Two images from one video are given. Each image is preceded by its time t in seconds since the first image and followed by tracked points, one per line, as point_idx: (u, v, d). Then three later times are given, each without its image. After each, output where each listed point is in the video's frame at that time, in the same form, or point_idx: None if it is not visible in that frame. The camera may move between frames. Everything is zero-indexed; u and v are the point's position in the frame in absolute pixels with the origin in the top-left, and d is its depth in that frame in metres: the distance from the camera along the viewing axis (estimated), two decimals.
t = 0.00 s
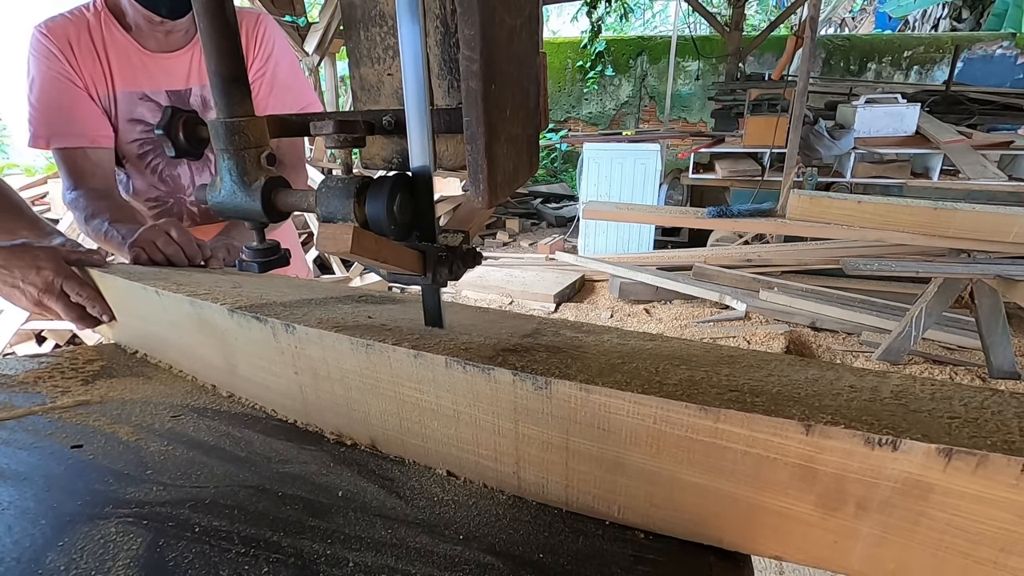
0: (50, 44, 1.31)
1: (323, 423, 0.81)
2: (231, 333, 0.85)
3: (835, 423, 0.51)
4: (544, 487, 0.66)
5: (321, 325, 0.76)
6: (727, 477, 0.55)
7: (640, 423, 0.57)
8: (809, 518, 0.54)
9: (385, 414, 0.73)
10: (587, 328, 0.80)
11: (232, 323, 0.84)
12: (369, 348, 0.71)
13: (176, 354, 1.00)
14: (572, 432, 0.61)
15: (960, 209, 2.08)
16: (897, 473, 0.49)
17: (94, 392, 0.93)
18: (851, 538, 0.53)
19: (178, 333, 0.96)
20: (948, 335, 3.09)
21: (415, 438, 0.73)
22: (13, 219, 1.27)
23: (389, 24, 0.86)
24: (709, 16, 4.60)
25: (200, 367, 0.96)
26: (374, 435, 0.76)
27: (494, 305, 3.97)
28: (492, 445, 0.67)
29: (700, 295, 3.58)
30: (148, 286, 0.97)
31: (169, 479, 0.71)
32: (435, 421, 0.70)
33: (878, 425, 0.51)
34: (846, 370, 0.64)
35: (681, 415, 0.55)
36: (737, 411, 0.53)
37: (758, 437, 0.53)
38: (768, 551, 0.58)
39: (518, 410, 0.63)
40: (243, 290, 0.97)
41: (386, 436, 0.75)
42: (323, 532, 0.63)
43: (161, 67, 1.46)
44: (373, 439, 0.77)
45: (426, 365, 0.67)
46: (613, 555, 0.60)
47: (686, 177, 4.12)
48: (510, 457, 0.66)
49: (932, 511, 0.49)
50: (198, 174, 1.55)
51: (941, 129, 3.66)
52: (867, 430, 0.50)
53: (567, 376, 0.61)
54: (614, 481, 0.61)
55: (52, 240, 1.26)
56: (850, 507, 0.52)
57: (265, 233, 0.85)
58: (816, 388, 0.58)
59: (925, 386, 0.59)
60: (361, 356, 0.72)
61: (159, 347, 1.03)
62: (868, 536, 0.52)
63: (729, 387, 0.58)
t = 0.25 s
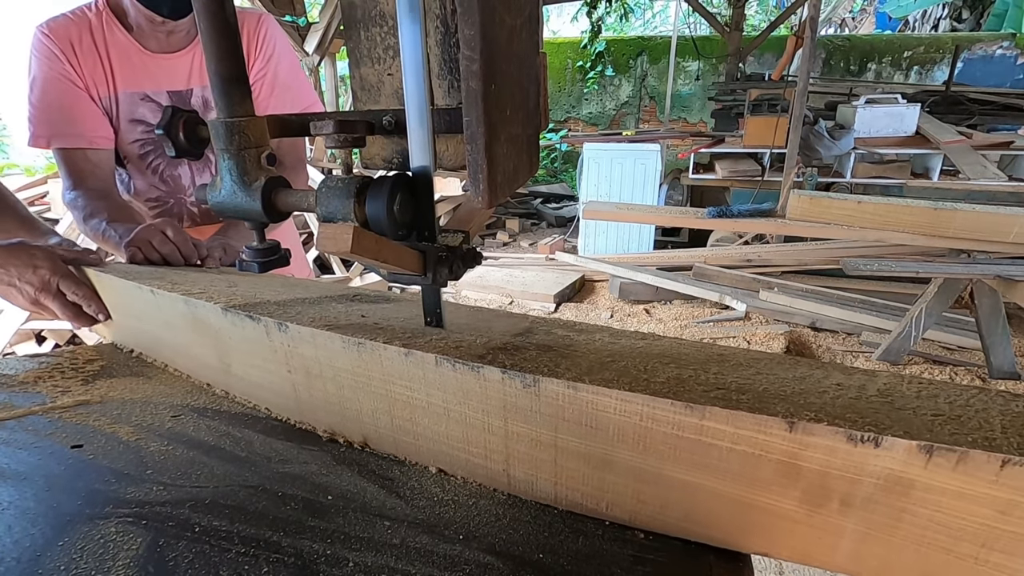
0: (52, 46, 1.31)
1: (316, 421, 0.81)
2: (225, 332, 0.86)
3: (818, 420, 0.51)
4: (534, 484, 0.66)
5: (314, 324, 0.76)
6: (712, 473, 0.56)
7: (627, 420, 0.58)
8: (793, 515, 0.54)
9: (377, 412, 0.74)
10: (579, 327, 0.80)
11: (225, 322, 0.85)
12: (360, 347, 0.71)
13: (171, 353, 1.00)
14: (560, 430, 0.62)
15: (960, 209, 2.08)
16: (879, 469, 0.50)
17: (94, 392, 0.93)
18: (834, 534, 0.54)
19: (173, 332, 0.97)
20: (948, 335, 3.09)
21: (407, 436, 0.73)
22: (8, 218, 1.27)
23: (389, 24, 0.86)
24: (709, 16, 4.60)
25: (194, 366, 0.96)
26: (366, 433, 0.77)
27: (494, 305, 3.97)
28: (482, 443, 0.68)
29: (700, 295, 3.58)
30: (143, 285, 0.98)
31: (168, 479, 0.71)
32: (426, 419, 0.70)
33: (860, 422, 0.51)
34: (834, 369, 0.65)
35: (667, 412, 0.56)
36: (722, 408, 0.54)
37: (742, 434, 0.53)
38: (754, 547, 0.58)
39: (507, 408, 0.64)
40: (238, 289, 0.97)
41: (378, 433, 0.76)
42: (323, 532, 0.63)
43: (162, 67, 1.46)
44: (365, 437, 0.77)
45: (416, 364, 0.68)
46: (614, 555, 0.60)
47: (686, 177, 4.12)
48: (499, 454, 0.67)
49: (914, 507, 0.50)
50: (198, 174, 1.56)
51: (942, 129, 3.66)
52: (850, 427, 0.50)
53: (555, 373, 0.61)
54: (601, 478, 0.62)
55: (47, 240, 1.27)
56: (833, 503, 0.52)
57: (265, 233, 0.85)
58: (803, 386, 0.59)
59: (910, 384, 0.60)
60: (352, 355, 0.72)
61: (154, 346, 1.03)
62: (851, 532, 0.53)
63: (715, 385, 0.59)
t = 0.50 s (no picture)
0: (52, 47, 1.31)
1: (307, 418, 0.82)
2: (217, 330, 0.87)
3: (797, 416, 0.52)
4: (522, 481, 0.67)
5: (304, 322, 0.77)
6: (695, 469, 0.57)
7: (611, 417, 0.59)
8: (776, 509, 0.55)
9: (367, 409, 0.75)
10: (570, 326, 0.80)
11: (217, 321, 0.85)
12: (349, 345, 0.72)
13: (165, 352, 1.01)
14: (546, 426, 0.62)
15: (960, 209, 2.08)
16: (857, 464, 0.51)
17: (94, 392, 0.93)
18: (814, 528, 0.54)
19: (166, 330, 0.97)
20: (948, 335, 3.09)
21: (396, 434, 0.74)
22: None
23: (389, 24, 0.86)
24: (709, 16, 4.60)
25: (187, 364, 0.97)
26: (357, 431, 0.77)
27: (494, 305, 3.97)
28: (470, 440, 0.68)
29: (700, 295, 3.58)
30: (137, 284, 0.98)
31: (168, 479, 0.71)
32: (415, 416, 0.71)
33: (839, 418, 0.52)
34: (820, 367, 0.66)
35: (650, 409, 0.57)
36: (703, 404, 0.55)
37: (724, 430, 0.54)
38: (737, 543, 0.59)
39: (494, 405, 0.65)
40: (231, 288, 0.97)
41: (368, 431, 0.76)
42: (323, 532, 0.63)
43: (163, 67, 1.46)
44: (356, 434, 0.78)
45: (405, 361, 0.69)
46: (614, 555, 0.60)
47: (686, 177, 4.12)
48: (487, 451, 0.67)
49: (892, 502, 0.51)
50: (198, 175, 1.55)
51: (942, 129, 3.66)
52: (828, 422, 0.51)
53: (541, 371, 0.62)
54: (586, 474, 0.62)
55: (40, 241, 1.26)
56: (813, 498, 0.53)
57: (265, 233, 0.85)
58: (786, 383, 0.60)
59: (894, 381, 0.61)
60: (342, 353, 0.73)
61: (148, 345, 1.04)
62: (831, 526, 0.54)
63: (699, 382, 0.60)
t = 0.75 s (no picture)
0: (50, 47, 1.31)
1: (300, 417, 0.82)
2: (211, 330, 0.87)
3: (784, 413, 0.53)
4: (512, 477, 0.67)
5: (297, 321, 0.77)
6: (683, 465, 0.57)
7: (600, 414, 0.59)
8: (763, 504, 0.56)
9: (360, 407, 0.75)
10: (562, 324, 0.80)
11: (211, 320, 0.85)
12: (342, 343, 0.72)
13: (158, 350, 1.01)
14: (537, 423, 0.63)
15: (960, 209, 2.08)
16: (841, 460, 0.51)
17: (94, 392, 0.93)
18: (801, 523, 0.55)
19: (160, 329, 0.97)
20: (948, 335, 3.09)
21: (389, 431, 0.74)
22: None
23: (389, 24, 0.86)
24: (709, 16, 4.60)
25: (181, 363, 0.97)
26: (350, 429, 0.78)
27: (494, 305, 3.97)
28: (461, 437, 0.69)
29: (700, 295, 3.58)
30: (130, 283, 0.98)
31: (168, 479, 0.71)
32: (407, 414, 0.71)
33: (824, 414, 0.53)
34: (808, 365, 0.66)
35: (639, 406, 0.57)
36: (691, 401, 0.55)
37: (712, 427, 0.55)
38: (723, 537, 0.60)
39: (484, 403, 0.65)
40: (224, 287, 0.97)
41: (361, 429, 0.76)
42: (323, 532, 0.63)
43: (161, 68, 1.45)
44: (349, 432, 0.78)
45: (397, 359, 0.69)
46: (614, 555, 0.60)
47: (686, 177, 4.12)
48: (478, 448, 0.68)
49: (876, 496, 0.51)
50: (197, 175, 1.55)
51: (942, 129, 3.66)
52: (813, 418, 0.52)
53: (532, 369, 0.62)
54: (576, 471, 0.63)
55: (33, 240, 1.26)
56: (799, 493, 0.54)
57: (265, 233, 0.85)
58: (775, 380, 0.60)
59: (880, 379, 0.61)
60: (335, 351, 0.73)
61: (142, 344, 1.04)
62: (816, 521, 0.54)
63: (688, 379, 0.60)
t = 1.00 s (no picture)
0: (46, 48, 1.31)
1: (294, 415, 0.82)
2: (204, 329, 0.87)
3: (771, 409, 0.54)
4: (504, 475, 0.68)
5: (290, 319, 0.77)
6: (671, 461, 0.58)
7: (591, 411, 0.60)
8: (750, 500, 0.57)
9: (353, 405, 0.75)
10: (555, 322, 0.80)
11: (204, 319, 0.86)
12: (335, 342, 0.72)
13: (152, 350, 1.01)
14: (529, 421, 0.63)
15: (960, 209, 2.08)
16: (827, 456, 0.52)
17: (94, 392, 0.93)
18: (787, 518, 0.56)
19: (154, 329, 0.97)
20: (948, 335, 3.09)
21: (381, 429, 0.74)
22: None
23: (389, 24, 0.86)
24: (709, 16, 4.60)
25: (175, 362, 0.97)
26: (344, 427, 0.78)
27: (494, 305, 3.97)
28: (454, 435, 0.69)
29: (700, 295, 3.58)
30: (124, 282, 0.98)
31: (168, 479, 0.71)
32: (400, 412, 0.72)
33: (810, 410, 0.54)
34: (797, 362, 0.67)
35: (628, 403, 0.58)
36: (679, 398, 0.56)
37: (700, 424, 0.55)
38: (711, 533, 0.60)
39: (477, 401, 0.65)
40: (219, 286, 0.97)
41: (354, 427, 0.77)
42: (323, 532, 0.63)
43: (157, 67, 1.46)
44: (343, 431, 0.78)
45: (390, 358, 0.69)
46: (614, 555, 0.60)
47: (686, 177, 4.12)
48: (471, 445, 0.68)
49: (861, 491, 0.52)
50: (194, 176, 1.56)
51: (942, 129, 3.65)
52: (799, 415, 0.53)
53: (523, 367, 0.63)
54: (566, 467, 0.63)
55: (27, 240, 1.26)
56: (785, 489, 0.55)
57: (265, 234, 0.85)
58: (764, 377, 0.61)
59: (868, 376, 0.62)
60: (328, 350, 0.73)
61: (136, 343, 1.04)
62: (803, 516, 0.55)
63: (677, 376, 0.61)
